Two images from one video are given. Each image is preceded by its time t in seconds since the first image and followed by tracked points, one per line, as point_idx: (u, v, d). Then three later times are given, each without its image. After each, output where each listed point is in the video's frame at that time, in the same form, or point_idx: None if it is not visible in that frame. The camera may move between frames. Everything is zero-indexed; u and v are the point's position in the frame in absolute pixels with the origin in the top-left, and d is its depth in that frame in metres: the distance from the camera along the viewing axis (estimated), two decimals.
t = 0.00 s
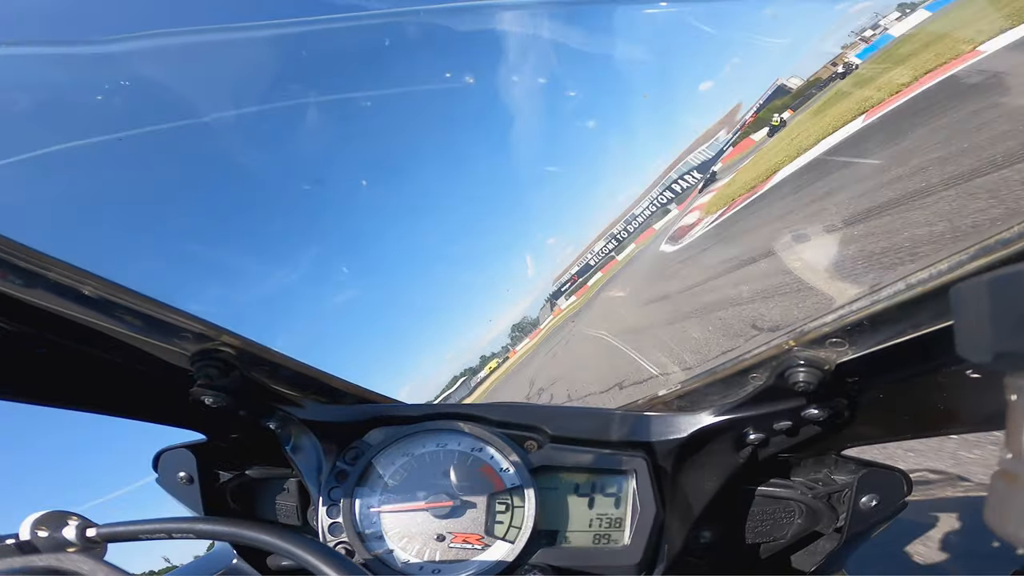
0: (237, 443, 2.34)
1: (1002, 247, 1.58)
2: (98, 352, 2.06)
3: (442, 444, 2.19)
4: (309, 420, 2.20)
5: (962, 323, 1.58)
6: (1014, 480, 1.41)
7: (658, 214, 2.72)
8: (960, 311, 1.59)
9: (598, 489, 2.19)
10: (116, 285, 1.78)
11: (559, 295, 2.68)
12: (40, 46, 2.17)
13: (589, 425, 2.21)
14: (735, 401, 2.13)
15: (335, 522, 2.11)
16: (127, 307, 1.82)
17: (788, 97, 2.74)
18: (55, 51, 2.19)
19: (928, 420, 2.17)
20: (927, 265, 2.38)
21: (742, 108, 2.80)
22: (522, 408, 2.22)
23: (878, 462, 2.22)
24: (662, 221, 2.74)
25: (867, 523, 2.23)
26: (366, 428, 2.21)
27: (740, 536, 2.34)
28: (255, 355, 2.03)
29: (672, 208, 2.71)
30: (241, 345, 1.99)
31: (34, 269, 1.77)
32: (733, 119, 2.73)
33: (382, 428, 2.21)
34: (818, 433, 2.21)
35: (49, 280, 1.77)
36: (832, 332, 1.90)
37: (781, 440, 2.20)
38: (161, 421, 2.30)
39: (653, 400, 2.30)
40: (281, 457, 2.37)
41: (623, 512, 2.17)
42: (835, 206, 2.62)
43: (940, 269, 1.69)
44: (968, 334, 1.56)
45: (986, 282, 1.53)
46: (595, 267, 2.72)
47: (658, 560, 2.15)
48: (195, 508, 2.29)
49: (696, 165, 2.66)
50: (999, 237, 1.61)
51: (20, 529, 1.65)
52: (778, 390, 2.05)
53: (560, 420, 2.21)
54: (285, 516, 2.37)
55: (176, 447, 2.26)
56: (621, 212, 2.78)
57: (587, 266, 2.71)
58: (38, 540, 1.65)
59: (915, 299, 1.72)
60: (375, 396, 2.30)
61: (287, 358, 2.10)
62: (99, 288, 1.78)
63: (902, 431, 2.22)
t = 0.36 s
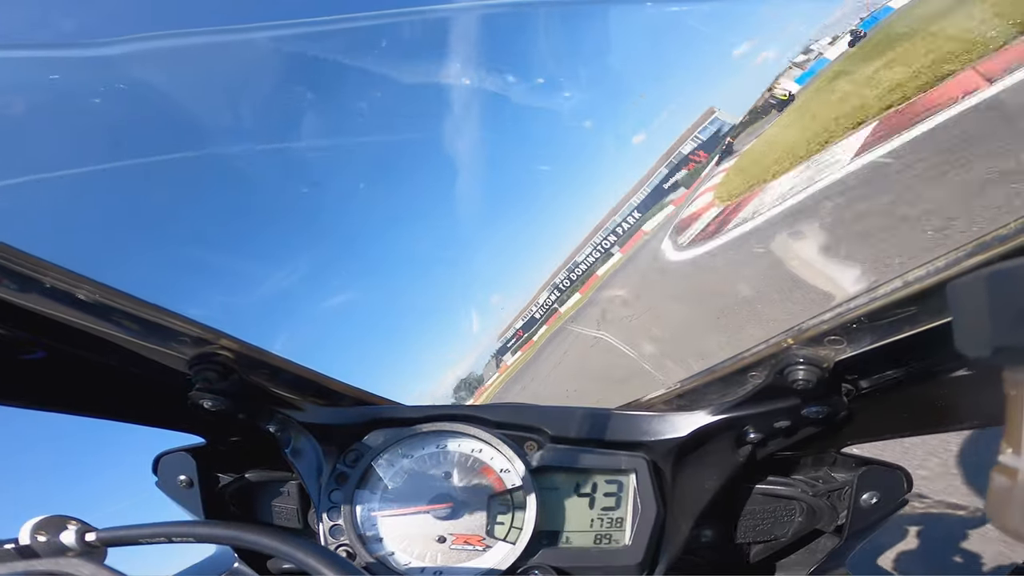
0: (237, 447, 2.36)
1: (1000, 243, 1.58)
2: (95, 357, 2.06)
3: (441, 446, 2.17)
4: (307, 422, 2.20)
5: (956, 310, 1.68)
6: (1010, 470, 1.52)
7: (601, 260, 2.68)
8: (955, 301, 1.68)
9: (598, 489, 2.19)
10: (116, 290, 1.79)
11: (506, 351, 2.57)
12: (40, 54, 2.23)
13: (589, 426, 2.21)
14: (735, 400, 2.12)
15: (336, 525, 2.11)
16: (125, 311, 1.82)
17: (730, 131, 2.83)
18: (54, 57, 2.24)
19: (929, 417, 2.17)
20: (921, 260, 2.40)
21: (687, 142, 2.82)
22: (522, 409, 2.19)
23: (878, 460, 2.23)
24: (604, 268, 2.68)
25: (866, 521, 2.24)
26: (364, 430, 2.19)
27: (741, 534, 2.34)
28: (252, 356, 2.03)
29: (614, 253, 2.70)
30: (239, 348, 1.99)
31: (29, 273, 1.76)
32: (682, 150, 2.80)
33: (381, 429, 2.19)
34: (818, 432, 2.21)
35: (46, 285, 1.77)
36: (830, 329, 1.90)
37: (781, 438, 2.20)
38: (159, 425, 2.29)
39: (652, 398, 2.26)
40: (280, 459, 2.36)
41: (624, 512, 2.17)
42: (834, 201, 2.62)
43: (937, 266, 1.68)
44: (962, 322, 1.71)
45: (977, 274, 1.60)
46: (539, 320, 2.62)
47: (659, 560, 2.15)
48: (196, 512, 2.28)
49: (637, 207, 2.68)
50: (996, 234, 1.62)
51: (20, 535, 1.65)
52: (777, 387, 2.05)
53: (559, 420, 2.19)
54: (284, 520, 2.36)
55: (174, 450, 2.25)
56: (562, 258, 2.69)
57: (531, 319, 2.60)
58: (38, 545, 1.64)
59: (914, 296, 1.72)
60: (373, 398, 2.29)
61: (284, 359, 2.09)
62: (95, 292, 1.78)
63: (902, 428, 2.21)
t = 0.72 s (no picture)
0: (235, 446, 2.36)
1: (998, 245, 1.57)
2: (95, 355, 2.06)
3: (438, 446, 2.17)
4: (306, 422, 2.21)
5: (960, 316, 1.61)
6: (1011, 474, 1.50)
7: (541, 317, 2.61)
8: (960, 305, 1.60)
9: (596, 489, 2.19)
10: (119, 290, 1.80)
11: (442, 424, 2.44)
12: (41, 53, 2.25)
13: (587, 426, 2.22)
14: (732, 401, 2.13)
15: (334, 524, 2.12)
16: (124, 309, 1.83)
17: (671, 173, 2.71)
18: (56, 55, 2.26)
19: (927, 417, 2.18)
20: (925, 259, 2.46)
21: (627, 189, 2.64)
22: (520, 408, 2.21)
23: (875, 463, 2.25)
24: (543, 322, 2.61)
25: (863, 522, 2.28)
26: (362, 430, 2.21)
27: (738, 535, 2.32)
28: (251, 355, 2.04)
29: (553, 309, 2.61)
30: (238, 348, 2.00)
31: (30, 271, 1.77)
32: (621, 197, 2.64)
33: (379, 429, 2.20)
34: (817, 434, 2.22)
35: (45, 284, 1.78)
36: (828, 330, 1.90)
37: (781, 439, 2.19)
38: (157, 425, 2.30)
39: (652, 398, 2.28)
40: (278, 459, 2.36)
41: (621, 512, 2.17)
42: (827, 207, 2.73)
43: (936, 268, 1.68)
44: (967, 329, 1.61)
45: (980, 277, 1.55)
46: (478, 383, 2.53)
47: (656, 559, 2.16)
48: (194, 511, 2.28)
49: (576, 258, 2.59)
50: (994, 235, 1.61)
51: (20, 532, 1.64)
52: (775, 388, 2.05)
53: (558, 420, 2.22)
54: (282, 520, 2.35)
55: (173, 449, 2.26)
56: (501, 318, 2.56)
57: (470, 383, 2.52)
58: (38, 543, 1.63)
59: (911, 298, 1.73)
60: (372, 398, 2.30)
61: (283, 358, 2.09)
62: (95, 291, 1.78)
63: (898, 429, 2.23)
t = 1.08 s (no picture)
0: (235, 448, 2.34)
1: (999, 239, 1.56)
2: (94, 358, 2.06)
3: (438, 446, 2.17)
4: (305, 423, 2.22)
5: (959, 316, 1.52)
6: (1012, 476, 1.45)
7: (477, 390, 2.43)
8: (958, 304, 1.52)
9: (597, 488, 2.20)
10: (119, 292, 1.80)
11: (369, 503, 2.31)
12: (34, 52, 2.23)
13: (588, 425, 2.21)
14: (732, 399, 2.13)
15: (335, 525, 2.13)
16: (123, 311, 1.82)
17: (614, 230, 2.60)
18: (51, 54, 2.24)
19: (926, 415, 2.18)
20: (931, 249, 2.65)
21: (565, 249, 2.54)
22: (521, 408, 2.21)
23: (875, 461, 2.26)
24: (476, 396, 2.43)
25: (865, 519, 2.26)
26: (363, 430, 2.21)
27: (738, 532, 2.31)
28: (251, 356, 2.03)
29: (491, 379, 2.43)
30: (238, 349, 2.00)
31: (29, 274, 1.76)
32: (560, 257, 2.54)
33: (379, 430, 2.21)
34: (817, 431, 2.22)
35: (43, 286, 1.77)
36: (825, 328, 1.90)
37: (781, 437, 2.20)
38: (155, 424, 2.30)
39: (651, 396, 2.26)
40: (278, 462, 2.36)
41: (622, 510, 2.18)
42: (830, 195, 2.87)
43: (938, 262, 1.68)
44: (964, 328, 1.52)
45: (982, 277, 1.48)
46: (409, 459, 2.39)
47: (655, 558, 2.15)
48: (195, 513, 2.28)
49: (512, 326, 2.40)
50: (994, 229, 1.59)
51: (23, 535, 1.64)
52: (775, 385, 2.06)
53: (559, 419, 2.22)
54: (285, 520, 2.35)
55: (174, 451, 2.24)
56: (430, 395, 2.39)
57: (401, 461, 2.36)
58: (42, 545, 1.63)
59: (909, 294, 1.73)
60: (372, 398, 2.29)
61: (282, 359, 2.09)
62: (95, 292, 1.78)
63: (896, 425, 2.24)
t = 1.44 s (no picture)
0: (232, 448, 2.35)
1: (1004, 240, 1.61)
2: (91, 357, 2.05)
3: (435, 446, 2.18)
4: (303, 423, 2.22)
5: (964, 318, 1.56)
6: (1013, 474, 1.37)
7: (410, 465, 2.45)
8: (961, 305, 1.58)
9: (594, 488, 2.20)
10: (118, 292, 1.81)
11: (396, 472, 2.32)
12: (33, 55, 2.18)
13: (585, 426, 2.23)
14: (727, 401, 2.14)
15: (331, 524, 2.13)
16: (120, 311, 1.84)
17: (549, 296, 2.55)
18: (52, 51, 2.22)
19: (922, 419, 2.19)
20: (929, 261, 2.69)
21: (499, 318, 2.52)
22: (517, 408, 2.24)
23: (873, 461, 2.24)
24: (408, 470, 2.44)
25: (862, 519, 2.26)
26: (360, 430, 2.23)
27: (736, 531, 2.31)
28: (249, 356, 2.03)
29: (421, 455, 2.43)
30: (236, 349, 2.01)
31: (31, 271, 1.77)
32: (494, 327, 2.50)
33: (375, 431, 2.23)
34: (815, 433, 2.22)
35: (38, 284, 1.78)
36: (822, 330, 1.92)
37: (778, 439, 2.20)
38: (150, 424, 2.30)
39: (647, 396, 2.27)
40: (275, 462, 2.35)
41: (619, 511, 2.18)
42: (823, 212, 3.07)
43: (941, 263, 1.72)
44: (969, 331, 1.56)
45: (983, 278, 1.53)
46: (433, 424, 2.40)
47: (653, 559, 2.14)
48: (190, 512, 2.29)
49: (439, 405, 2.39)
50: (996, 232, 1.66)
51: (21, 532, 1.62)
52: (773, 387, 2.06)
53: (553, 420, 2.24)
54: (282, 520, 2.36)
55: (170, 450, 2.26)
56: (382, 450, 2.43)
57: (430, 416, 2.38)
58: (38, 543, 1.62)
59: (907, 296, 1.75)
60: (370, 399, 2.30)
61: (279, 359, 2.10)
62: (93, 291, 1.80)
63: (891, 429, 2.24)
